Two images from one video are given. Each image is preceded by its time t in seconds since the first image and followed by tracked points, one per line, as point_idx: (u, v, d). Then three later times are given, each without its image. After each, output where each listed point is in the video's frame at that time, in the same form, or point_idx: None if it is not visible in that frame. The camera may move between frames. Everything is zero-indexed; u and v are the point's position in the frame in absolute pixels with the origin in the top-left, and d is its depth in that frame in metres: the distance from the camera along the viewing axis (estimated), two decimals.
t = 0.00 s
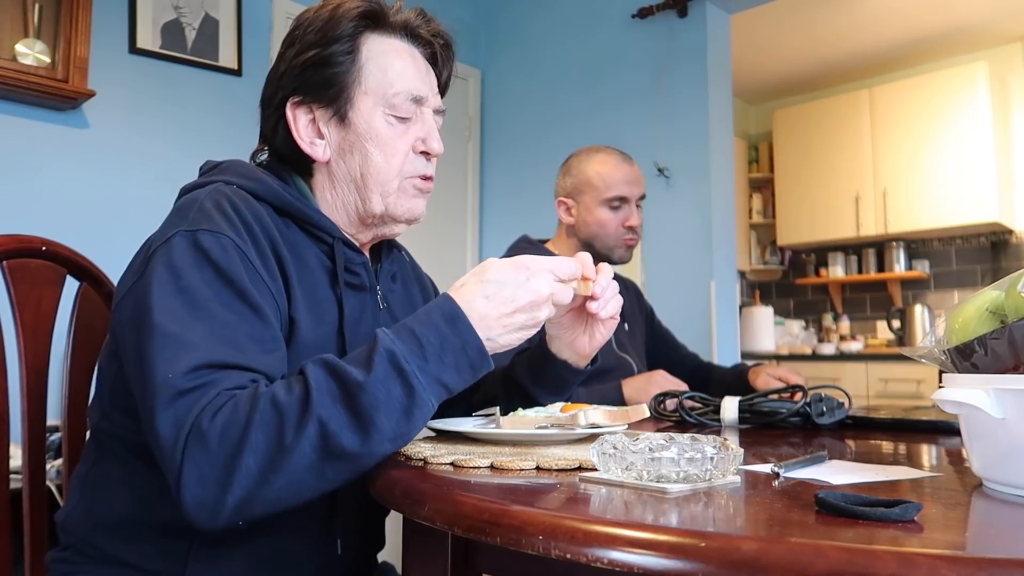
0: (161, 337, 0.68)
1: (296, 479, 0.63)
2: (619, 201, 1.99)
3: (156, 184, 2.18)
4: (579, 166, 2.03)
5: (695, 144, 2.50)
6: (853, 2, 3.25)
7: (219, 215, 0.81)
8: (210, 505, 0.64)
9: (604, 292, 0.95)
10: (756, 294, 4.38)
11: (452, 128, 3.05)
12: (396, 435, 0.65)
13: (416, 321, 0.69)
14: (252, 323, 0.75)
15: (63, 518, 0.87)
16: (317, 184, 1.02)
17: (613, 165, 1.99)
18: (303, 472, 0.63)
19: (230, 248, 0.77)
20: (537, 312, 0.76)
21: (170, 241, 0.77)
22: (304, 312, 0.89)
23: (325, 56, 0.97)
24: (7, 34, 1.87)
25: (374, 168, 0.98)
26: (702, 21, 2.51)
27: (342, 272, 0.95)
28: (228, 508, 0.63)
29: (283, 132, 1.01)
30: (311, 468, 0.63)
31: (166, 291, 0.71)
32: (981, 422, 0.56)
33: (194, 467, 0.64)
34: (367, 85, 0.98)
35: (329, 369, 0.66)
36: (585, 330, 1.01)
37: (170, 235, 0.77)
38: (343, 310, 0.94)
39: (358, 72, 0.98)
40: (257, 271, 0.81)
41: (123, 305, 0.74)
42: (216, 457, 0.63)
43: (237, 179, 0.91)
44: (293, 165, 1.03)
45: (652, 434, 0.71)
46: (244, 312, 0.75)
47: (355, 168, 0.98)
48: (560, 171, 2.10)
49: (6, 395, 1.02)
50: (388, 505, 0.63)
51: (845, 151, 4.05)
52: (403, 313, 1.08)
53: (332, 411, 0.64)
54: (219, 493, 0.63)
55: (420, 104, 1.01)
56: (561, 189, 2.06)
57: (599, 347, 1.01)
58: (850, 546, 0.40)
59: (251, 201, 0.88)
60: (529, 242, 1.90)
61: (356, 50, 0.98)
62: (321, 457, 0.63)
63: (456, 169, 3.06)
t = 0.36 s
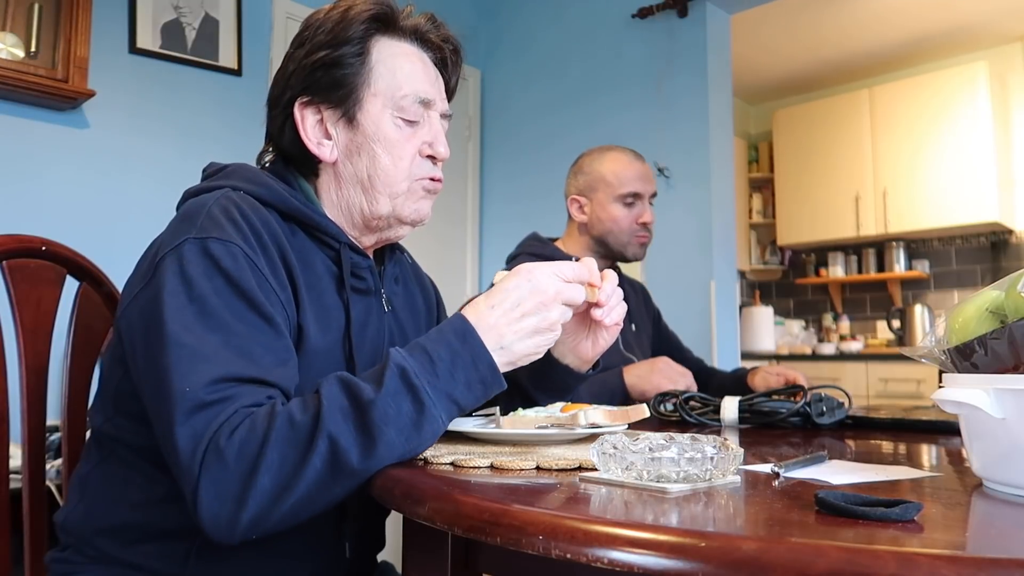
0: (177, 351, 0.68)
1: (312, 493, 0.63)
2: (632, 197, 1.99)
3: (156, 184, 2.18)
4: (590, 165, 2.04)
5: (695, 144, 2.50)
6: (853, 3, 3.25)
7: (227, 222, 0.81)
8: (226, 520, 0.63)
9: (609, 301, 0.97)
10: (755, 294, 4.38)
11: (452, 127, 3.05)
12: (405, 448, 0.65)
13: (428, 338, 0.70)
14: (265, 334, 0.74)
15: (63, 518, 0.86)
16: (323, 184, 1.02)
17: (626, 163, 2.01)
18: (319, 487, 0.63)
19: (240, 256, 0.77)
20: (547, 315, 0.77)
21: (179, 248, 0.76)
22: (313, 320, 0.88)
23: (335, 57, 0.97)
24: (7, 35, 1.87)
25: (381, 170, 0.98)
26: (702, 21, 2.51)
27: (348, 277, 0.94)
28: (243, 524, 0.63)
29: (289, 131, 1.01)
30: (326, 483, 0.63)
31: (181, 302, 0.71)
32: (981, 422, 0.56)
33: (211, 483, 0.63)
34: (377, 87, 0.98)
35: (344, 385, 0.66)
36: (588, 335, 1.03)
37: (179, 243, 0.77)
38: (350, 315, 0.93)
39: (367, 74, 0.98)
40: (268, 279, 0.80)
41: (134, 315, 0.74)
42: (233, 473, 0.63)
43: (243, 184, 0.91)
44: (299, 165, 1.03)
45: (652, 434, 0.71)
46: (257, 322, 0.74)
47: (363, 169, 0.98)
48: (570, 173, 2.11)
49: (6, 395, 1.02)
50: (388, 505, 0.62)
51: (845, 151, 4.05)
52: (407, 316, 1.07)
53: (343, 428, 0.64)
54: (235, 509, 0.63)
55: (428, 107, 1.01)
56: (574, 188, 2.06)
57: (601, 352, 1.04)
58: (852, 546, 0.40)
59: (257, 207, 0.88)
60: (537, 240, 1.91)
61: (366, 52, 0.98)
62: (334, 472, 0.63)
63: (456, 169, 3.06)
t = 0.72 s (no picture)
0: (178, 354, 0.68)
1: (311, 502, 0.63)
2: (644, 194, 2.00)
3: (156, 184, 2.18)
4: (601, 163, 2.05)
5: (695, 144, 2.50)
6: (853, 3, 3.25)
7: (226, 225, 0.81)
8: (225, 528, 0.63)
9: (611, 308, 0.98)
10: (755, 294, 4.38)
11: (451, 128, 3.05)
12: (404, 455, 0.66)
13: (436, 360, 0.71)
14: (265, 337, 0.74)
15: (61, 518, 0.86)
16: (323, 183, 1.02)
17: (637, 161, 2.02)
18: (319, 494, 0.63)
19: (238, 258, 0.77)
20: (531, 311, 0.76)
21: (178, 250, 0.76)
22: (312, 323, 0.88)
23: (334, 56, 0.97)
24: (7, 34, 1.87)
25: (383, 166, 0.98)
26: (702, 20, 2.51)
27: (348, 279, 0.94)
28: (242, 532, 0.63)
29: (289, 132, 1.01)
30: (326, 491, 0.63)
31: (182, 304, 0.71)
32: (982, 421, 0.56)
33: (211, 490, 0.63)
34: (376, 85, 0.98)
35: (352, 401, 0.67)
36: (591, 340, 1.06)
37: (177, 244, 0.77)
38: (349, 316, 0.93)
39: (366, 72, 0.98)
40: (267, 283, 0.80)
41: (135, 319, 0.74)
42: (234, 480, 0.63)
43: (242, 186, 0.91)
44: (298, 165, 1.02)
45: (652, 434, 0.71)
46: (257, 326, 0.74)
47: (364, 166, 0.98)
48: (580, 172, 2.12)
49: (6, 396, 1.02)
50: (386, 505, 0.62)
51: (846, 151, 4.05)
52: (406, 317, 1.07)
53: (343, 438, 0.64)
54: (235, 516, 0.63)
55: (427, 104, 1.01)
56: (585, 185, 2.07)
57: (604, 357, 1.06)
58: (851, 546, 0.40)
59: (257, 210, 0.88)
60: (548, 235, 1.91)
61: (364, 50, 0.98)
62: (333, 481, 0.63)
63: (456, 169, 3.06)
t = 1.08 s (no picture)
0: (176, 350, 0.68)
1: (305, 504, 0.63)
2: (661, 193, 2.01)
3: (156, 184, 2.18)
4: (618, 162, 2.06)
5: (695, 144, 2.50)
6: (853, 3, 3.25)
7: (225, 226, 0.81)
8: (218, 527, 0.63)
9: (610, 319, 0.98)
10: (756, 294, 4.37)
11: (451, 127, 3.05)
12: (401, 458, 0.66)
13: (440, 369, 0.71)
14: (262, 337, 0.74)
15: (56, 520, 0.86)
16: (328, 185, 1.01)
17: (654, 160, 2.02)
18: (312, 496, 0.63)
19: (235, 257, 0.77)
20: (518, 316, 0.76)
21: (176, 249, 0.76)
22: (310, 324, 0.88)
23: (337, 57, 0.96)
24: (6, 34, 1.87)
25: (394, 165, 0.98)
26: (702, 20, 2.51)
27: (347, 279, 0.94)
28: (235, 532, 0.63)
29: (292, 136, 0.98)
30: (321, 492, 0.63)
31: (181, 300, 0.71)
32: (982, 422, 0.56)
33: (205, 489, 0.63)
34: (380, 84, 0.99)
35: (352, 405, 0.67)
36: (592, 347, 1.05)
37: (175, 244, 0.77)
38: (347, 316, 0.93)
39: (369, 71, 0.98)
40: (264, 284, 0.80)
41: (133, 317, 0.74)
42: (227, 480, 0.63)
43: (239, 188, 0.90)
44: (298, 168, 1.01)
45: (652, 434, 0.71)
46: (255, 325, 0.74)
47: (375, 166, 0.98)
48: (596, 171, 2.12)
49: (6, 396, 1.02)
50: (386, 505, 0.62)
51: (846, 151, 4.05)
52: (404, 318, 1.08)
53: (341, 442, 0.64)
54: (228, 516, 0.63)
55: (426, 100, 1.03)
56: (601, 183, 2.07)
57: (606, 362, 1.06)
58: (851, 546, 0.40)
59: (255, 212, 0.88)
60: (565, 231, 1.91)
61: (365, 50, 0.98)
62: (328, 483, 0.63)
63: (456, 169, 3.06)
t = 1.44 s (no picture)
0: (182, 348, 0.68)
1: (306, 504, 0.63)
2: (665, 193, 2.02)
3: (156, 184, 2.18)
4: (622, 163, 2.06)
5: (695, 144, 2.50)
6: (853, 3, 3.26)
7: (229, 226, 0.81)
8: (219, 526, 0.63)
9: (613, 322, 0.98)
10: (755, 294, 4.37)
11: (451, 128, 3.05)
12: (403, 459, 0.66)
13: (442, 372, 0.71)
14: (267, 337, 0.74)
15: (55, 519, 0.86)
16: (326, 190, 1.01)
17: (659, 161, 2.03)
18: (313, 496, 0.63)
19: (240, 257, 0.77)
20: (516, 317, 0.75)
21: (182, 249, 0.76)
22: (311, 323, 0.88)
23: (327, 61, 0.96)
24: (6, 34, 1.87)
25: (391, 166, 0.98)
26: (702, 20, 2.51)
27: (349, 280, 0.94)
28: (235, 531, 0.63)
29: (288, 143, 0.98)
30: (322, 492, 0.63)
31: (187, 298, 0.71)
32: (982, 422, 0.56)
33: (206, 487, 0.63)
34: (371, 86, 0.99)
35: (354, 406, 0.67)
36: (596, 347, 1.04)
37: (181, 244, 0.77)
38: (349, 316, 0.93)
39: (359, 74, 0.98)
40: (268, 284, 0.80)
41: (138, 316, 0.74)
42: (230, 478, 0.63)
43: (243, 190, 0.90)
44: (296, 174, 1.01)
45: (651, 433, 0.71)
46: (259, 325, 0.74)
47: (372, 168, 0.98)
48: (600, 172, 2.12)
49: (6, 396, 1.02)
50: (388, 505, 0.62)
51: (846, 151, 4.05)
52: (404, 318, 1.08)
53: (344, 442, 0.64)
54: (228, 514, 0.63)
55: (418, 99, 1.03)
56: (606, 183, 2.07)
57: (609, 361, 1.06)
58: (851, 546, 0.40)
59: (258, 212, 0.88)
60: (567, 231, 1.91)
61: (354, 53, 0.98)
62: (329, 483, 0.63)
63: (456, 169, 3.06)
